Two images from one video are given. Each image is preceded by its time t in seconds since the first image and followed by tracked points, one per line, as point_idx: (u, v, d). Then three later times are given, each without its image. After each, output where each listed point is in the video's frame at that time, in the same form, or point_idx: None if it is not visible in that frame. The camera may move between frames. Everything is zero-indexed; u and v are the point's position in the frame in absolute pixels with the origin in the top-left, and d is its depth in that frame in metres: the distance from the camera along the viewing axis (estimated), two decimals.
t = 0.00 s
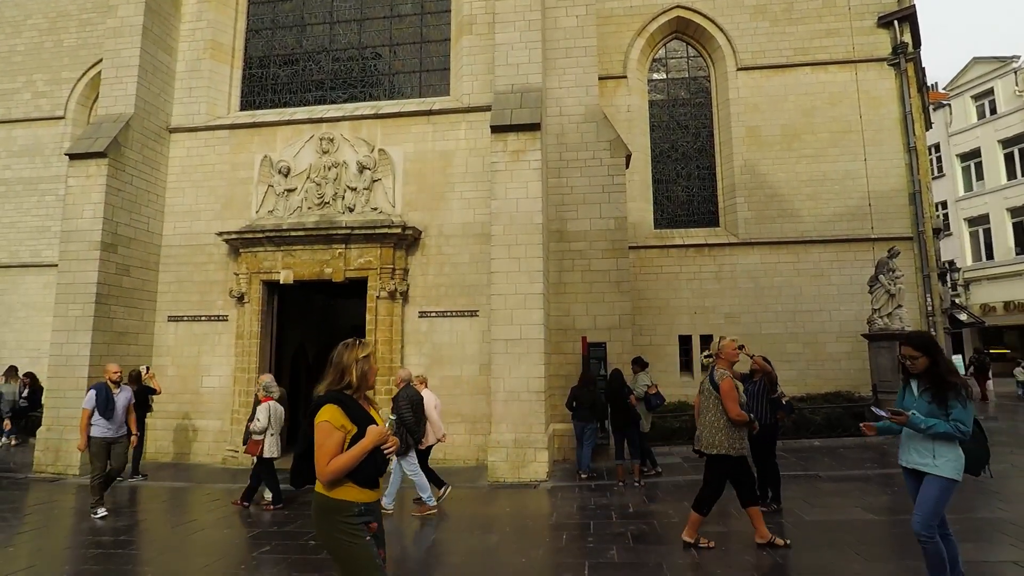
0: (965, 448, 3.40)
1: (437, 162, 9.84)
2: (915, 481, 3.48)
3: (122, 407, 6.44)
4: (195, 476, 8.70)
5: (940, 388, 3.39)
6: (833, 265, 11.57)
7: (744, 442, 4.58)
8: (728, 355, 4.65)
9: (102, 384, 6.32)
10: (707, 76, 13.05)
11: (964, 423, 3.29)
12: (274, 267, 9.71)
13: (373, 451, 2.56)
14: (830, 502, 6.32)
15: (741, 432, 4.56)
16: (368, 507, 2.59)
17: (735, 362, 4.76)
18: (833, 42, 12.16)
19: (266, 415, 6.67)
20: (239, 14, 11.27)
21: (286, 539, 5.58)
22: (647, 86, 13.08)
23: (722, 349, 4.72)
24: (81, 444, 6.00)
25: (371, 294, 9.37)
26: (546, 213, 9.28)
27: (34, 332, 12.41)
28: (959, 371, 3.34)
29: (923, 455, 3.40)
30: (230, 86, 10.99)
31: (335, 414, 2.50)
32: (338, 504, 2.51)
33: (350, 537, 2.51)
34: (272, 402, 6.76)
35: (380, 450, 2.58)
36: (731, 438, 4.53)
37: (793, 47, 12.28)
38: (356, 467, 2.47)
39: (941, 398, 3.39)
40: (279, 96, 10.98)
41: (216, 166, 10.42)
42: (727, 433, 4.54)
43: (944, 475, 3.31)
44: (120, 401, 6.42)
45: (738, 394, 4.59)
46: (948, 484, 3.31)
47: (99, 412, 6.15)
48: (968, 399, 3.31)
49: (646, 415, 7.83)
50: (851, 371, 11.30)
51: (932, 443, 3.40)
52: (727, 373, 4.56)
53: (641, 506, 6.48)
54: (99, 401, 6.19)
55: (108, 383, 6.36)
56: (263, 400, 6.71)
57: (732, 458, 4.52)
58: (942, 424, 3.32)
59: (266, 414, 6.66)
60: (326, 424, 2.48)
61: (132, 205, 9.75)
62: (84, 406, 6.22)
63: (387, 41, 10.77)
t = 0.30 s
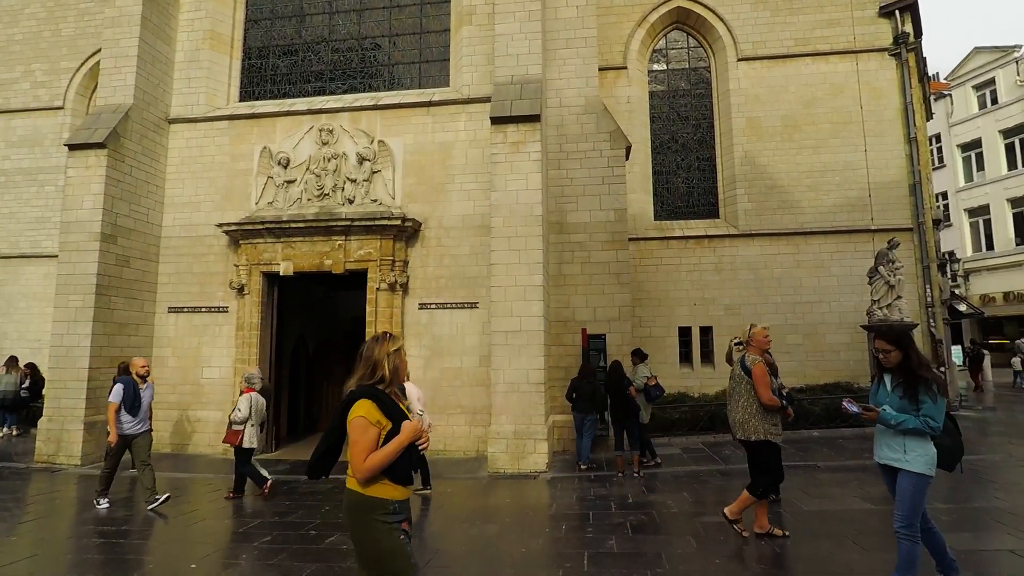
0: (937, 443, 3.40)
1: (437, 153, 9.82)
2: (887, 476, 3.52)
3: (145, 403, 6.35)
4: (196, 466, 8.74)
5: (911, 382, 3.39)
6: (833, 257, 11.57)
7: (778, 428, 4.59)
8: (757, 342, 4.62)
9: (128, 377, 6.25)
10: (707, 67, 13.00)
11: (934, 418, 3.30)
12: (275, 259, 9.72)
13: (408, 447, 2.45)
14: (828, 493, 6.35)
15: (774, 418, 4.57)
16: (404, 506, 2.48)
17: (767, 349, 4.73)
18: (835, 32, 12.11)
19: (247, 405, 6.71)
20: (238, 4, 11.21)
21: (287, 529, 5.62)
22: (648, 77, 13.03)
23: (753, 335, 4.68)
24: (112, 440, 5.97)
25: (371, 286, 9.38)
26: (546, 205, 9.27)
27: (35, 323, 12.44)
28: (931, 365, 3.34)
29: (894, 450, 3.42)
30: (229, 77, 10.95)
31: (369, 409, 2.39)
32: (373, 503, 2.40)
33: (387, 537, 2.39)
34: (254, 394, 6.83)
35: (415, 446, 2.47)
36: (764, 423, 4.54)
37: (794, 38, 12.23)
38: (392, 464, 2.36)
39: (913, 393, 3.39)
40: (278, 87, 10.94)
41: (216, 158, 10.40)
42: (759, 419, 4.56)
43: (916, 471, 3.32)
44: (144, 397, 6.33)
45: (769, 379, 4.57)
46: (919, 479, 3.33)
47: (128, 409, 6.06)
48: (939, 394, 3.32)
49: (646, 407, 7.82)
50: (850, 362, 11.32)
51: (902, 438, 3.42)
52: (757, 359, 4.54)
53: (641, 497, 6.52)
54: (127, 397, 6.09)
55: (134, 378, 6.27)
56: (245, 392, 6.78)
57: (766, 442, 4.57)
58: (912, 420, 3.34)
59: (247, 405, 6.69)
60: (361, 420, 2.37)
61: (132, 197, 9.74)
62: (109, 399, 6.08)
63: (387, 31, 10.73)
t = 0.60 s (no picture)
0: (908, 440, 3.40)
1: (436, 152, 9.82)
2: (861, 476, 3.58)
3: (174, 396, 6.33)
4: (195, 466, 8.74)
5: (876, 380, 3.40)
6: (832, 256, 11.59)
7: (808, 428, 4.54)
8: (788, 343, 4.49)
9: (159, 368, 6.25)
10: (706, 66, 13.01)
11: (902, 415, 3.32)
12: (273, 258, 9.71)
13: (432, 441, 2.29)
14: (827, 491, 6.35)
15: (804, 419, 4.51)
16: (430, 504, 2.31)
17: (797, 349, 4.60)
18: (834, 31, 12.12)
19: (231, 404, 6.62)
20: (237, 2, 11.20)
21: (285, 528, 5.61)
22: (647, 75, 13.04)
23: (783, 335, 4.56)
24: (135, 437, 5.86)
25: (370, 285, 9.37)
26: (545, 204, 9.28)
27: (34, 321, 12.43)
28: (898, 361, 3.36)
29: (866, 450, 3.44)
30: (228, 75, 10.95)
31: (391, 401, 2.24)
32: (398, 502, 2.23)
33: (414, 539, 2.22)
34: (238, 392, 6.75)
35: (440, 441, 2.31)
36: (793, 426, 4.49)
37: (793, 37, 12.24)
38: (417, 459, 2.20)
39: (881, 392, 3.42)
40: (277, 86, 10.94)
41: (215, 156, 10.40)
42: (789, 420, 4.49)
43: (889, 470, 3.33)
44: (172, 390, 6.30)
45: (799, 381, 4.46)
46: (893, 477, 3.33)
47: (159, 402, 6.05)
48: (906, 390, 3.34)
49: (644, 405, 7.84)
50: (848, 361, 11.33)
51: (872, 438, 3.44)
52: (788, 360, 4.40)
53: (639, 495, 6.52)
54: (156, 390, 6.08)
55: (162, 372, 6.24)
56: (230, 389, 6.72)
57: (798, 444, 4.53)
58: (879, 419, 3.36)
59: (230, 403, 6.61)
60: (383, 413, 2.21)
61: (130, 195, 9.74)
62: (137, 392, 6.04)
63: (386, 30, 10.73)
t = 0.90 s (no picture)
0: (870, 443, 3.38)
1: (434, 152, 9.81)
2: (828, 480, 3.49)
3: (197, 400, 6.21)
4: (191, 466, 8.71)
5: (833, 384, 3.38)
6: (829, 257, 11.62)
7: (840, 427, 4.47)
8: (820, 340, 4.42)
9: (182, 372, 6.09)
10: (704, 67, 13.02)
11: (859, 419, 3.31)
12: (270, 257, 9.69)
13: (438, 445, 2.18)
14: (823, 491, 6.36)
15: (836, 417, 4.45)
16: (440, 511, 2.20)
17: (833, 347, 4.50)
18: (830, 32, 12.15)
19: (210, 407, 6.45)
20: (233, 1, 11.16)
21: (281, 529, 5.60)
22: (644, 76, 13.05)
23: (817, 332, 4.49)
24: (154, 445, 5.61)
25: (367, 285, 9.36)
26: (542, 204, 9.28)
27: (29, 321, 12.37)
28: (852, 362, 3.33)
29: (829, 455, 3.40)
30: (225, 74, 10.91)
31: (395, 401, 2.20)
32: (404, 506, 2.18)
33: (417, 545, 2.13)
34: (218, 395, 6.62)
35: (446, 446, 2.18)
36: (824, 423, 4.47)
37: (790, 38, 12.26)
38: (415, 463, 2.11)
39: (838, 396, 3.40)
40: (274, 85, 10.92)
41: (211, 155, 10.36)
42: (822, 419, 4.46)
43: (854, 475, 3.30)
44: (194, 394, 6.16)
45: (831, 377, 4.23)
46: (858, 482, 3.30)
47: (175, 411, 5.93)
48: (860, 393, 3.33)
49: (640, 405, 7.89)
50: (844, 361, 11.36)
51: (835, 443, 3.40)
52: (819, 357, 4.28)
53: (636, 496, 6.53)
54: (175, 398, 5.96)
55: (182, 377, 6.09)
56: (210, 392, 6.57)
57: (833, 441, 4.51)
58: (838, 424, 3.32)
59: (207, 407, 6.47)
60: (386, 413, 2.18)
61: (126, 195, 9.70)
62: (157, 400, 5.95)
63: (384, 29, 10.71)
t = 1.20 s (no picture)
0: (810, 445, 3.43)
1: (429, 148, 9.77)
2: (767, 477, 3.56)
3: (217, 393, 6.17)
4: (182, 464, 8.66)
5: (774, 385, 3.44)
6: (822, 256, 11.69)
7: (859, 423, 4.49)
8: (843, 336, 4.36)
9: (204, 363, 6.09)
10: (698, 66, 13.05)
11: (796, 420, 3.34)
12: (263, 254, 9.63)
13: (458, 452, 2.14)
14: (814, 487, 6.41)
15: (857, 414, 4.44)
16: (460, 519, 2.19)
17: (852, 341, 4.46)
18: (824, 32, 12.22)
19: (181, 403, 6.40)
20: None
21: (275, 526, 5.57)
22: (639, 74, 13.06)
23: (838, 328, 4.39)
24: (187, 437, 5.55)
25: (360, 282, 9.32)
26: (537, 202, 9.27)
27: (17, 318, 12.24)
28: (795, 363, 3.38)
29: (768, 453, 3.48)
30: (218, 69, 10.83)
31: (419, 403, 2.21)
32: (430, 508, 2.21)
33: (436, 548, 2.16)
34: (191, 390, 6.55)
35: (463, 452, 2.14)
36: (849, 422, 4.42)
37: (784, 38, 12.31)
38: (427, 467, 2.12)
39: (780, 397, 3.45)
40: (268, 80, 10.85)
41: (204, 151, 10.28)
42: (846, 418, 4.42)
43: (788, 473, 3.39)
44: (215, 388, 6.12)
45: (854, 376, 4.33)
46: (795, 482, 3.38)
47: (201, 401, 5.87)
48: (801, 394, 3.38)
49: (633, 403, 7.88)
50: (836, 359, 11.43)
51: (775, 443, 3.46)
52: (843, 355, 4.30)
53: (629, 493, 6.55)
54: (199, 389, 5.88)
55: (204, 369, 6.05)
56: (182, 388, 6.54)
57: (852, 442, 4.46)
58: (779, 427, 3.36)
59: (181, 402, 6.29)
60: (410, 413, 2.21)
61: (117, 190, 9.61)
62: (182, 391, 5.83)
63: (378, 25, 10.67)
